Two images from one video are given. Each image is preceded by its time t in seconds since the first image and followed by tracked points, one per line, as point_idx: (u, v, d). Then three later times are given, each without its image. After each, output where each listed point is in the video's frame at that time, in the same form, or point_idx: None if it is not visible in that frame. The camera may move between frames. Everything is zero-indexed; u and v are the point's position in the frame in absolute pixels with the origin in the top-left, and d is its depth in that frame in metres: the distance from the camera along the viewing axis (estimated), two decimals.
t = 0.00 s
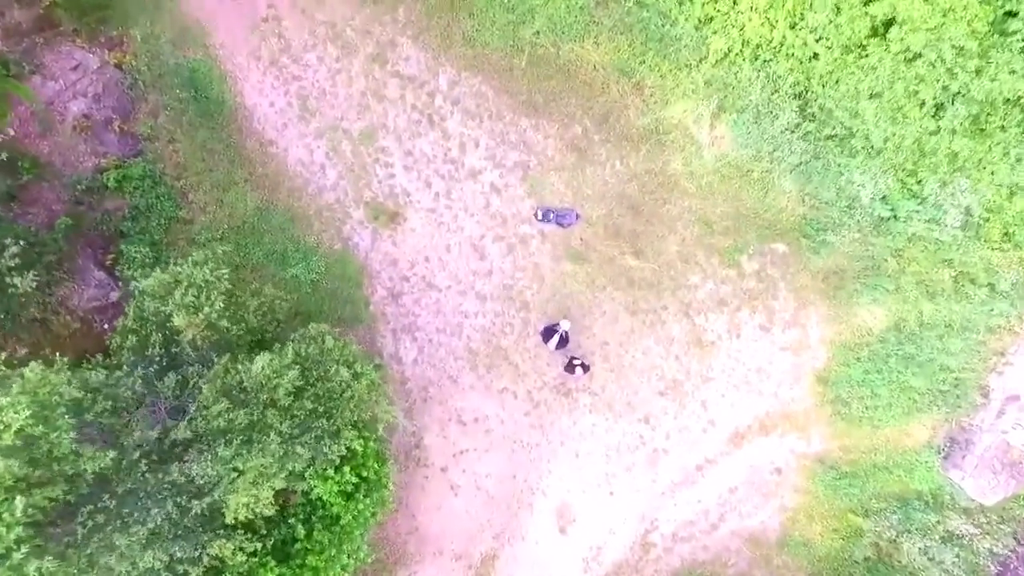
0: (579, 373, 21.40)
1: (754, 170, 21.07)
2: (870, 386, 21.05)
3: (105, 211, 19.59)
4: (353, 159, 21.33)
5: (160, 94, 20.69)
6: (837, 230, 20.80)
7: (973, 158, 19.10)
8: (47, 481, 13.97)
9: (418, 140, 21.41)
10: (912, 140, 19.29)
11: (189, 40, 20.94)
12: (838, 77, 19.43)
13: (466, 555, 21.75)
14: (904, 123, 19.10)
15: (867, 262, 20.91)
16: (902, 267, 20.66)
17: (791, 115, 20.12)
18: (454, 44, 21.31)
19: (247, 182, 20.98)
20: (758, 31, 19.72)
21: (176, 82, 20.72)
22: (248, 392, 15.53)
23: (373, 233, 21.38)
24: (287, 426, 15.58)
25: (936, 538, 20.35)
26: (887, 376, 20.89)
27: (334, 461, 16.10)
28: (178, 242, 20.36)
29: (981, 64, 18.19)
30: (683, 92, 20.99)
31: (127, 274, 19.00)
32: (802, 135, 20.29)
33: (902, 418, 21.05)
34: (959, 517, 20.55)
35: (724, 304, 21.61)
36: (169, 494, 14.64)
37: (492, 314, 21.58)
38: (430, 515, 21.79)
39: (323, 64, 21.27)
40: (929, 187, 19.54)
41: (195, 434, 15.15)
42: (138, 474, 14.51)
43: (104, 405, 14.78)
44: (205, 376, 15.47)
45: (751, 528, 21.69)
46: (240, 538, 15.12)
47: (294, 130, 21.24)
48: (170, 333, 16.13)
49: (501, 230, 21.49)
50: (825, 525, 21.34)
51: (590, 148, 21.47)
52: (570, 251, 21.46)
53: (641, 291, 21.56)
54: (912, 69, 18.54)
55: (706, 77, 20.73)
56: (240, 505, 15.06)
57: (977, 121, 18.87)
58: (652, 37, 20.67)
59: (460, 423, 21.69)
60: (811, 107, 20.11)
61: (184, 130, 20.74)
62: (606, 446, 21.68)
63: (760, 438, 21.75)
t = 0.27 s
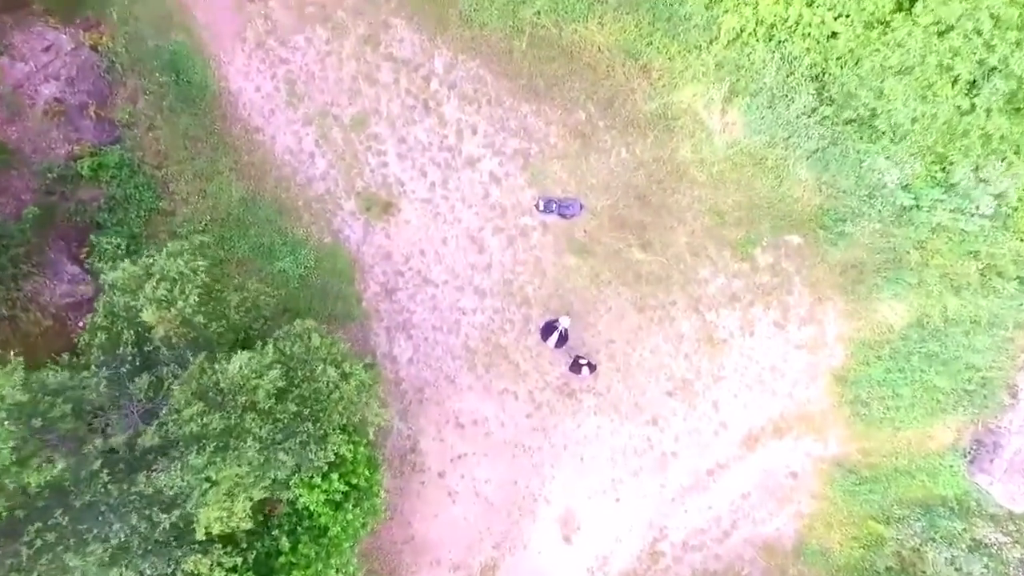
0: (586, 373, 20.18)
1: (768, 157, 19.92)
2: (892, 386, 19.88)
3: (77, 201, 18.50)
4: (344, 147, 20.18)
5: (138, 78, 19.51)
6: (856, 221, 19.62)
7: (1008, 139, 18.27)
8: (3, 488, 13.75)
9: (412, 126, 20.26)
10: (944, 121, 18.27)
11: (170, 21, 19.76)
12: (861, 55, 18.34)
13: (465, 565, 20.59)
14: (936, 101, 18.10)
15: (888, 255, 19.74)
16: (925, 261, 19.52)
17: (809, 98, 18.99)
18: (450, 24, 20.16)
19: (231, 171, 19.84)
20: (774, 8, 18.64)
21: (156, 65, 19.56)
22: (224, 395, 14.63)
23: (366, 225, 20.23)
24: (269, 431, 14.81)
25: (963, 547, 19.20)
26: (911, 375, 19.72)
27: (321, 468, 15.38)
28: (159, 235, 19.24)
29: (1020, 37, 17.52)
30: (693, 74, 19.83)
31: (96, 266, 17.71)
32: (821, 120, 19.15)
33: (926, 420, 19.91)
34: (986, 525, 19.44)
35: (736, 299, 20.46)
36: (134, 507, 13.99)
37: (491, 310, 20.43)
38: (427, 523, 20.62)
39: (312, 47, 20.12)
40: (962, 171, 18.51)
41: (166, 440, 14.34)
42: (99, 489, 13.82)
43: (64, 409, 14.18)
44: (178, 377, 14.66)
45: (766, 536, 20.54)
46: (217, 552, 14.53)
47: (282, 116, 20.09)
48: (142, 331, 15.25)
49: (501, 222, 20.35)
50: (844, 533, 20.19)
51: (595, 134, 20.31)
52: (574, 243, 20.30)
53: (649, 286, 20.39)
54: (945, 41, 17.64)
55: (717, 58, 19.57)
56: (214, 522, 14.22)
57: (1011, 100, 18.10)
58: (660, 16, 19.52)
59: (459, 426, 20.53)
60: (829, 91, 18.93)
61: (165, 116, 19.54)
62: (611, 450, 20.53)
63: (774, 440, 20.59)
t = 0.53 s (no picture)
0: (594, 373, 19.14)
1: (785, 145, 18.90)
2: (918, 385, 18.84)
3: (51, 191, 17.45)
4: (337, 135, 19.13)
5: (119, 63, 18.48)
6: (879, 211, 18.59)
7: None
8: None
9: (409, 113, 19.21)
10: (981, 100, 17.18)
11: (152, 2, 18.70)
12: (887, 32, 17.20)
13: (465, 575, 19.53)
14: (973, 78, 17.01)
15: (912, 247, 18.69)
16: (951, 253, 18.46)
17: (828, 81, 17.98)
18: (449, 5, 19.10)
19: (218, 161, 18.79)
20: None
21: (138, 49, 18.55)
22: (201, 397, 14.09)
23: (360, 218, 19.18)
24: (253, 437, 14.13)
25: (994, 556, 17.96)
26: (937, 374, 18.70)
27: (310, 476, 14.59)
28: (140, 228, 18.22)
29: None
30: (705, 57, 18.77)
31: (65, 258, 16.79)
32: (841, 105, 18.15)
33: (952, 421, 18.86)
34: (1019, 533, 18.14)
35: (751, 294, 19.41)
36: (103, 519, 13.46)
37: (492, 306, 19.38)
38: (426, 531, 19.55)
39: (303, 30, 19.07)
40: (1000, 154, 17.39)
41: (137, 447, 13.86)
42: (60, 504, 13.20)
43: (23, 414, 13.50)
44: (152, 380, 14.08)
45: (783, 544, 19.49)
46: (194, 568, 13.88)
47: (271, 103, 19.03)
48: (116, 328, 14.77)
49: (502, 213, 19.30)
50: (866, 541, 19.13)
51: (601, 121, 19.25)
52: (579, 236, 19.25)
53: (658, 281, 19.34)
54: (985, 12, 16.52)
55: (731, 40, 18.52)
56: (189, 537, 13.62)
57: None
58: None
59: (459, 428, 19.47)
60: (849, 74, 17.89)
61: (147, 103, 18.53)
62: (619, 454, 19.47)
63: (792, 443, 19.52)
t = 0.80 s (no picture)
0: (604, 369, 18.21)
1: (802, 130, 17.98)
2: (942, 382, 17.95)
3: (30, 177, 16.55)
4: (332, 121, 18.24)
5: (103, 44, 17.66)
6: (901, 199, 17.70)
7: None
8: None
9: (408, 97, 18.32)
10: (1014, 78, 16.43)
11: None
12: (912, 8, 16.44)
13: None
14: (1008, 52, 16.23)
15: (936, 237, 17.78)
16: (978, 244, 17.55)
17: (848, 63, 17.06)
18: None
19: (207, 147, 17.90)
20: None
21: (124, 30, 17.75)
22: (181, 394, 13.23)
23: (357, 207, 18.30)
24: (238, 437, 13.34)
25: None
26: (962, 371, 17.80)
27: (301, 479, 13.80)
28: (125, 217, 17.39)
29: None
30: (718, 38, 17.85)
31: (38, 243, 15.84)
32: (863, 87, 17.21)
33: (978, 420, 17.97)
34: None
35: (766, 287, 18.52)
36: (75, 527, 13.05)
37: (495, 300, 18.49)
38: (425, 536, 18.66)
39: (296, 10, 18.17)
40: None
41: (110, 449, 13.22)
42: (20, 512, 12.88)
43: None
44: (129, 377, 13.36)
45: (800, 548, 18.59)
46: None
47: (263, 87, 18.13)
48: (92, 321, 13.94)
49: (506, 202, 18.40)
50: (887, 546, 18.23)
51: (609, 105, 18.35)
52: (586, 226, 18.37)
53: (669, 273, 18.44)
54: None
55: (745, 21, 17.58)
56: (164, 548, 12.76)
57: None
58: None
59: (460, 428, 18.59)
60: (871, 55, 16.99)
61: (133, 87, 17.69)
62: (627, 455, 18.58)
63: (809, 444, 18.60)
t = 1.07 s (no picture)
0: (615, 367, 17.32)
1: (819, 118, 17.22)
2: (965, 381, 17.15)
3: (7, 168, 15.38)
4: (327, 109, 17.46)
5: (87, 28, 16.90)
6: (923, 190, 16.90)
7: None
8: None
9: (407, 84, 17.55)
10: None
11: None
12: None
13: None
14: None
15: (959, 229, 16.99)
16: (1003, 236, 16.77)
17: (869, 45, 16.12)
18: None
19: (197, 136, 17.11)
20: None
21: (109, 14, 16.97)
22: (160, 395, 12.79)
23: (353, 199, 17.51)
24: (225, 441, 12.92)
25: None
26: (988, 369, 16.98)
27: (293, 485, 13.13)
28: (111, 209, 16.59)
29: None
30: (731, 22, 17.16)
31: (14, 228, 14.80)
32: (885, 70, 16.27)
33: (1004, 421, 17.15)
34: None
35: (781, 282, 17.73)
36: (47, 539, 12.36)
37: (498, 296, 17.70)
38: (426, 543, 17.86)
39: None
40: None
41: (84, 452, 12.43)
42: None
43: None
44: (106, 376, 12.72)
45: (816, 555, 17.78)
46: None
47: (255, 73, 17.36)
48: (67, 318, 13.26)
49: (509, 194, 17.62)
50: (908, 552, 17.44)
51: (617, 93, 17.58)
52: (593, 218, 17.58)
53: (680, 268, 17.66)
54: None
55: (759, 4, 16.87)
56: (138, 564, 12.04)
57: None
58: None
59: (461, 429, 17.81)
60: (892, 37, 16.15)
61: (120, 74, 16.93)
62: (636, 457, 17.80)
63: (826, 446, 17.81)
